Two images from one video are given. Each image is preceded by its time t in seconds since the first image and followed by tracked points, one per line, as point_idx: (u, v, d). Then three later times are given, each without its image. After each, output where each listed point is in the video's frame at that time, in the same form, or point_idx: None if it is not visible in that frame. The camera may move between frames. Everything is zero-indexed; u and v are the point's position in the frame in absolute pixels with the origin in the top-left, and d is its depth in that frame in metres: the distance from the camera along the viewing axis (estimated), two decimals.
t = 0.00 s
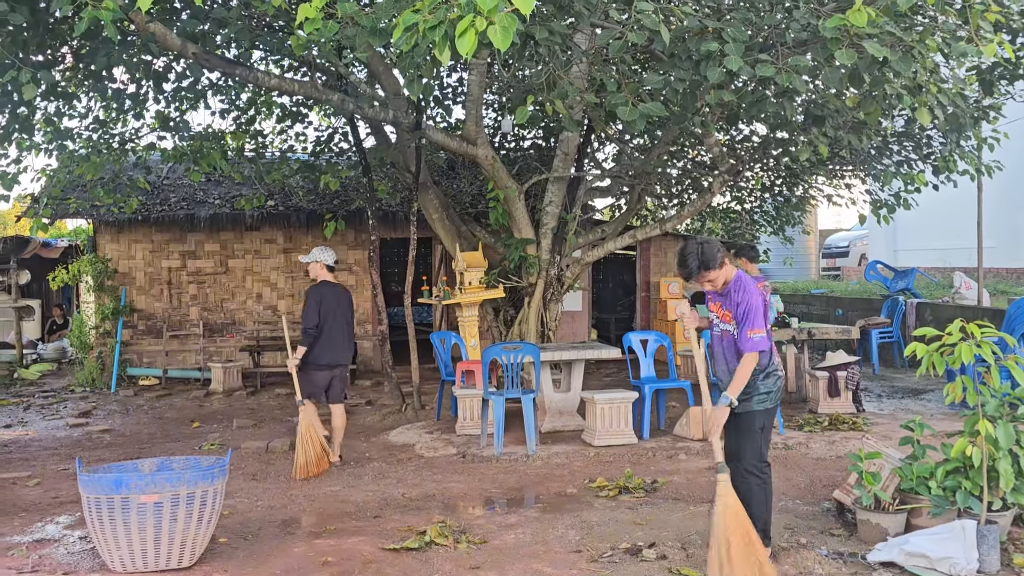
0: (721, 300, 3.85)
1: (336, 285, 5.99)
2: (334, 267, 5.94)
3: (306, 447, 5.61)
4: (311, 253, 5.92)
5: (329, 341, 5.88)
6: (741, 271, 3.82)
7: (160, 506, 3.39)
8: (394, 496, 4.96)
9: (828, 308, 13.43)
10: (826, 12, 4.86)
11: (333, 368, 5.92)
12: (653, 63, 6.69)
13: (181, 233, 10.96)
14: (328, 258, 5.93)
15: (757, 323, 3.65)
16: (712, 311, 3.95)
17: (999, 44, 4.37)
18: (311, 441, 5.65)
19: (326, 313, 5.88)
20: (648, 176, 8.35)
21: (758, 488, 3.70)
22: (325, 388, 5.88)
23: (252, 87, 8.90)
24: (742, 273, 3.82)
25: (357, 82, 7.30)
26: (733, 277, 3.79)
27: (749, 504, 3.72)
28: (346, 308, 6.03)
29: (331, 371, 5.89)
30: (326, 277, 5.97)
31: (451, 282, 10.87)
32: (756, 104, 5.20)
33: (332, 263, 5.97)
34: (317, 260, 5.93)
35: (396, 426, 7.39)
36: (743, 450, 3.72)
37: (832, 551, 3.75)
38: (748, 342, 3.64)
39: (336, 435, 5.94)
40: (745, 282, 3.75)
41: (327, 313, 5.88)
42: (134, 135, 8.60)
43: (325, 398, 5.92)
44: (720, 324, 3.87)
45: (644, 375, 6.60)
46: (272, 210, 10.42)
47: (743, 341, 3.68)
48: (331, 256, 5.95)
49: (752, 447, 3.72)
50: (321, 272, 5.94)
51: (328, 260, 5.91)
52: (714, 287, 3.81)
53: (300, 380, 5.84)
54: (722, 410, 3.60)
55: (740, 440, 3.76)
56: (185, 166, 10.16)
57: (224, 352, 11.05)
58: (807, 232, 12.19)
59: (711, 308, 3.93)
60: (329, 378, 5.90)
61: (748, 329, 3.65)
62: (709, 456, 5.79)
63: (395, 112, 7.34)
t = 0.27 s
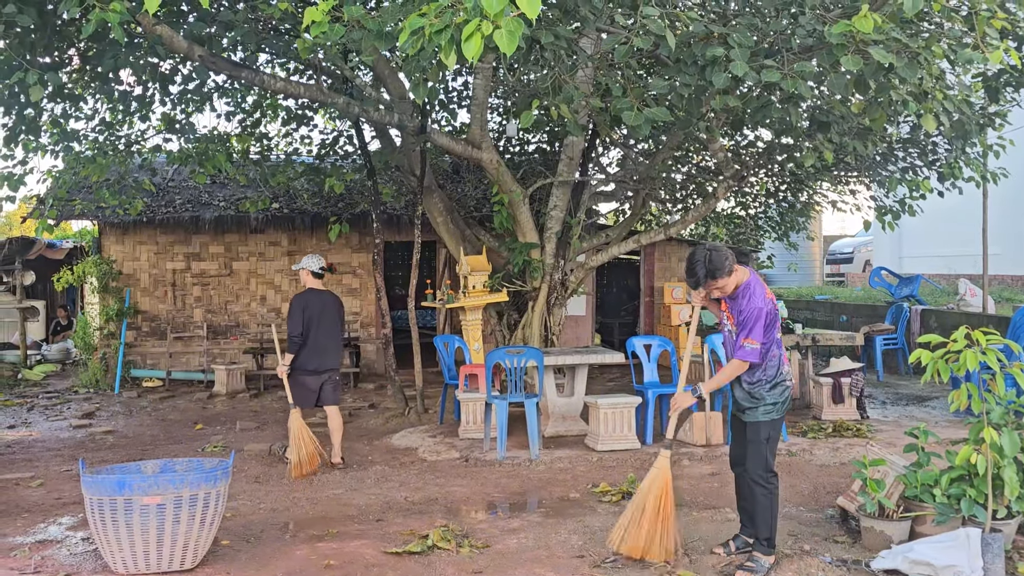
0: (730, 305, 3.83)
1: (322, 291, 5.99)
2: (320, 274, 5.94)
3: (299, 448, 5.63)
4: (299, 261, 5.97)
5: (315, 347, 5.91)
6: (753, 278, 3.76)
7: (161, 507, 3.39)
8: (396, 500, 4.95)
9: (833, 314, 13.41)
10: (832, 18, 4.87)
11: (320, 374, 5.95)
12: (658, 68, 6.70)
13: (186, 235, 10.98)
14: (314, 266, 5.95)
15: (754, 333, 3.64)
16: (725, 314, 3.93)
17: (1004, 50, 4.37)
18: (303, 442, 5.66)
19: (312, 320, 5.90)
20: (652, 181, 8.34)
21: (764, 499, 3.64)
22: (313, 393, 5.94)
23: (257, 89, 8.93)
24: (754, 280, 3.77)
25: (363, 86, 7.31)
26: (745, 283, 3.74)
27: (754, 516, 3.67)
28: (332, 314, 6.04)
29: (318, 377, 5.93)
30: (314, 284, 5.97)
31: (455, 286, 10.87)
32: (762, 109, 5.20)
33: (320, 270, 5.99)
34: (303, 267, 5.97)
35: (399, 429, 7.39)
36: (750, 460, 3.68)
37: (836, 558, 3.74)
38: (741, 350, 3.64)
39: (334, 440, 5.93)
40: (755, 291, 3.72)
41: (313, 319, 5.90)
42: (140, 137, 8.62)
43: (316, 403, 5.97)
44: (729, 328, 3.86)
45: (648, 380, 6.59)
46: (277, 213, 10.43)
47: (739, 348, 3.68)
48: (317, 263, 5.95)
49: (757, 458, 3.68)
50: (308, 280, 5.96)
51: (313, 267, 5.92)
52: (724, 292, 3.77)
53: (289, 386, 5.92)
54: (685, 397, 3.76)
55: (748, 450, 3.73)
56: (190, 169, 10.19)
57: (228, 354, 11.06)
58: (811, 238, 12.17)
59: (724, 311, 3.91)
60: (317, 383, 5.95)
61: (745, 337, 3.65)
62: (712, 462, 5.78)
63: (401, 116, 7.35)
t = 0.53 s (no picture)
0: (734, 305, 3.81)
1: (302, 292, 6.32)
2: (300, 275, 6.23)
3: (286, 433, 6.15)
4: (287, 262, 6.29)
5: (294, 345, 6.22)
6: (754, 278, 3.77)
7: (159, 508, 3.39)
8: (396, 502, 4.94)
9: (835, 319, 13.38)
10: (837, 23, 4.87)
11: (302, 371, 6.24)
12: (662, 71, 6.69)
13: (188, 235, 10.98)
14: (297, 267, 6.24)
15: (764, 332, 3.62)
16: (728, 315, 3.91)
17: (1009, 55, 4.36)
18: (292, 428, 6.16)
19: (291, 320, 6.24)
20: (655, 184, 8.33)
21: (766, 505, 3.63)
22: (297, 389, 6.24)
23: (261, 90, 8.93)
24: (755, 279, 3.77)
25: (367, 88, 7.31)
26: (748, 284, 3.75)
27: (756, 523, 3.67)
28: (311, 315, 6.30)
29: (299, 374, 6.23)
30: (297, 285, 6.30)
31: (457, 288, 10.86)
32: (766, 113, 5.19)
33: (303, 271, 6.26)
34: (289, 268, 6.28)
35: (400, 431, 7.37)
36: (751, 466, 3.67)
37: (838, 564, 3.73)
38: (755, 350, 3.61)
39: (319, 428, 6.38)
40: (757, 290, 3.71)
41: (292, 319, 6.24)
42: (143, 137, 8.62)
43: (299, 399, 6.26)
44: (733, 329, 3.84)
45: (650, 384, 6.57)
46: (279, 214, 10.43)
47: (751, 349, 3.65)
48: (300, 264, 6.23)
49: (759, 464, 3.68)
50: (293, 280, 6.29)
51: (296, 269, 6.22)
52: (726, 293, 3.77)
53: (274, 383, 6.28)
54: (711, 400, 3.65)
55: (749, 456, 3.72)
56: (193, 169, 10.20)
57: (229, 355, 11.05)
58: (814, 243, 12.16)
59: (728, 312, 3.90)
60: (298, 380, 6.24)
61: (756, 338, 3.63)
62: (714, 466, 5.76)
63: (404, 118, 7.35)
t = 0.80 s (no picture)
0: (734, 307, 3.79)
1: (296, 291, 6.29)
2: (295, 275, 6.22)
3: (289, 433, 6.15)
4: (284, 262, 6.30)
5: (288, 344, 6.20)
6: (752, 278, 3.76)
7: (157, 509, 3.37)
8: (396, 504, 4.92)
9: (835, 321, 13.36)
10: (841, 23, 4.85)
11: (297, 370, 6.22)
12: (664, 72, 6.67)
13: (188, 235, 10.96)
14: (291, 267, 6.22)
15: (768, 332, 3.61)
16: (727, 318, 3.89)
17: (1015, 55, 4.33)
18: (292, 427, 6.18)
19: (284, 319, 6.23)
20: (656, 185, 8.31)
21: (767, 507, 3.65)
22: (294, 388, 6.23)
23: (261, 90, 8.91)
24: (754, 280, 3.76)
25: (367, 88, 7.30)
26: (746, 285, 3.74)
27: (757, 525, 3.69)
28: (305, 313, 6.25)
29: (295, 373, 6.21)
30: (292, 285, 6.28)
31: (457, 288, 10.84)
32: (770, 114, 5.17)
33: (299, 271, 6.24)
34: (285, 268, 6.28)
35: (400, 433, 7.35)
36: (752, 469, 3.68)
37: (842, 568, 3.71)
38: (763, 352, 3.60)
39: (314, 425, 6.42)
40: (757, 291, 3.69)
41: (285, 318, 6.22)
42: (143, 137, 8.60)
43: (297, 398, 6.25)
44: (733, 332, 3.82)
45: (651, 385, 6.55)
46: (279, 214, 10.41)
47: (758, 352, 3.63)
48: (294, 264, 6.21)
49: (760, 467, 3.68)
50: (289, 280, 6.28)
51: (291, 269, 6.20)
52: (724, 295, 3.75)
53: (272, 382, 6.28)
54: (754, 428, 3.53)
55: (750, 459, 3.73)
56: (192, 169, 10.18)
57: (229, 355, 11.02)
58: (815, 244, 12.13)
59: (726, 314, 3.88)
60: (296, 379, 6.22)
61: (761, 339, 3.61)
62: (716, 468, 5.74)
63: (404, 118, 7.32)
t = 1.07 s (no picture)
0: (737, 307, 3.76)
1: (301, 292, 6.27)
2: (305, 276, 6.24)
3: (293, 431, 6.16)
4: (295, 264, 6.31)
5: (293, 344, 6.19)
6: (757, 279, 3.72)
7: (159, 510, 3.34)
8: (398, 505, 4.89)
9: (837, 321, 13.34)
10: (845, 21, 4.83)
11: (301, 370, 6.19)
12: (666, 71, 6.65)
13: (188, 235, 10.93)
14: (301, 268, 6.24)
15: (772, 334, 3.58)
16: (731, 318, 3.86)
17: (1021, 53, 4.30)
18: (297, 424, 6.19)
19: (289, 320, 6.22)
20: (658, 184, 8.29)
21: (775, 508, 3.61)
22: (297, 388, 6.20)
23: (261, 90, 8.89)
24: (761, 281, 3.73)
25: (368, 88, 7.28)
26: (750, 286, 3.70)
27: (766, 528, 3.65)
28: (307, 314, 6.21)
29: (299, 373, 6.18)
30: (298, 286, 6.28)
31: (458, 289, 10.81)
32: (774, 112, 5.15)
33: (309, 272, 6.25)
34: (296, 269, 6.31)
35: (402, 433, 7.33)
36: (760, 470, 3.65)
37: (848, 569, 3.70)
38: (764, 353, 3.58)
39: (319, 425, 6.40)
40: (764, 292, 3.66)
41: (290, 318, 6.21)
42: (142, 137, 8.57)
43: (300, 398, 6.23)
44: (738, 332, 3.79)
45: (654, 386, 6.52)
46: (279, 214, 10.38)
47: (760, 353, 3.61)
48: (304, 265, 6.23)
49: (768, 469, 3.65)
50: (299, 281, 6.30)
51: (303, 269, 6.23)
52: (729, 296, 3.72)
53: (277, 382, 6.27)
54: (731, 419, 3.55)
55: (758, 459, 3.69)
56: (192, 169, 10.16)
57: (229, 355, 10.99)
58: (816, 244, 12.11)
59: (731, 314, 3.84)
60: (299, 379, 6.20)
61: (764, 341, 3.59)
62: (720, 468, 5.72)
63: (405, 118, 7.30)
